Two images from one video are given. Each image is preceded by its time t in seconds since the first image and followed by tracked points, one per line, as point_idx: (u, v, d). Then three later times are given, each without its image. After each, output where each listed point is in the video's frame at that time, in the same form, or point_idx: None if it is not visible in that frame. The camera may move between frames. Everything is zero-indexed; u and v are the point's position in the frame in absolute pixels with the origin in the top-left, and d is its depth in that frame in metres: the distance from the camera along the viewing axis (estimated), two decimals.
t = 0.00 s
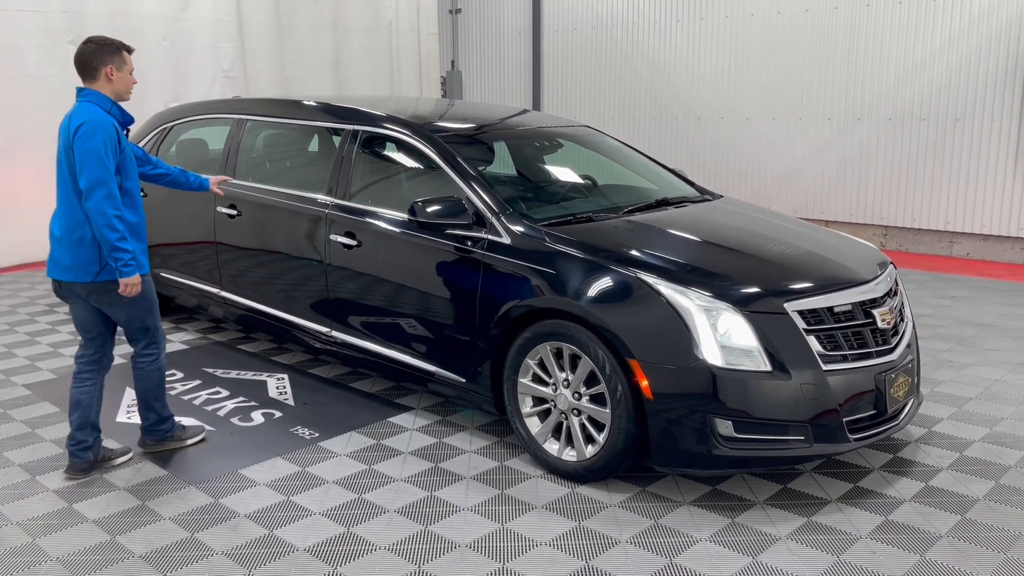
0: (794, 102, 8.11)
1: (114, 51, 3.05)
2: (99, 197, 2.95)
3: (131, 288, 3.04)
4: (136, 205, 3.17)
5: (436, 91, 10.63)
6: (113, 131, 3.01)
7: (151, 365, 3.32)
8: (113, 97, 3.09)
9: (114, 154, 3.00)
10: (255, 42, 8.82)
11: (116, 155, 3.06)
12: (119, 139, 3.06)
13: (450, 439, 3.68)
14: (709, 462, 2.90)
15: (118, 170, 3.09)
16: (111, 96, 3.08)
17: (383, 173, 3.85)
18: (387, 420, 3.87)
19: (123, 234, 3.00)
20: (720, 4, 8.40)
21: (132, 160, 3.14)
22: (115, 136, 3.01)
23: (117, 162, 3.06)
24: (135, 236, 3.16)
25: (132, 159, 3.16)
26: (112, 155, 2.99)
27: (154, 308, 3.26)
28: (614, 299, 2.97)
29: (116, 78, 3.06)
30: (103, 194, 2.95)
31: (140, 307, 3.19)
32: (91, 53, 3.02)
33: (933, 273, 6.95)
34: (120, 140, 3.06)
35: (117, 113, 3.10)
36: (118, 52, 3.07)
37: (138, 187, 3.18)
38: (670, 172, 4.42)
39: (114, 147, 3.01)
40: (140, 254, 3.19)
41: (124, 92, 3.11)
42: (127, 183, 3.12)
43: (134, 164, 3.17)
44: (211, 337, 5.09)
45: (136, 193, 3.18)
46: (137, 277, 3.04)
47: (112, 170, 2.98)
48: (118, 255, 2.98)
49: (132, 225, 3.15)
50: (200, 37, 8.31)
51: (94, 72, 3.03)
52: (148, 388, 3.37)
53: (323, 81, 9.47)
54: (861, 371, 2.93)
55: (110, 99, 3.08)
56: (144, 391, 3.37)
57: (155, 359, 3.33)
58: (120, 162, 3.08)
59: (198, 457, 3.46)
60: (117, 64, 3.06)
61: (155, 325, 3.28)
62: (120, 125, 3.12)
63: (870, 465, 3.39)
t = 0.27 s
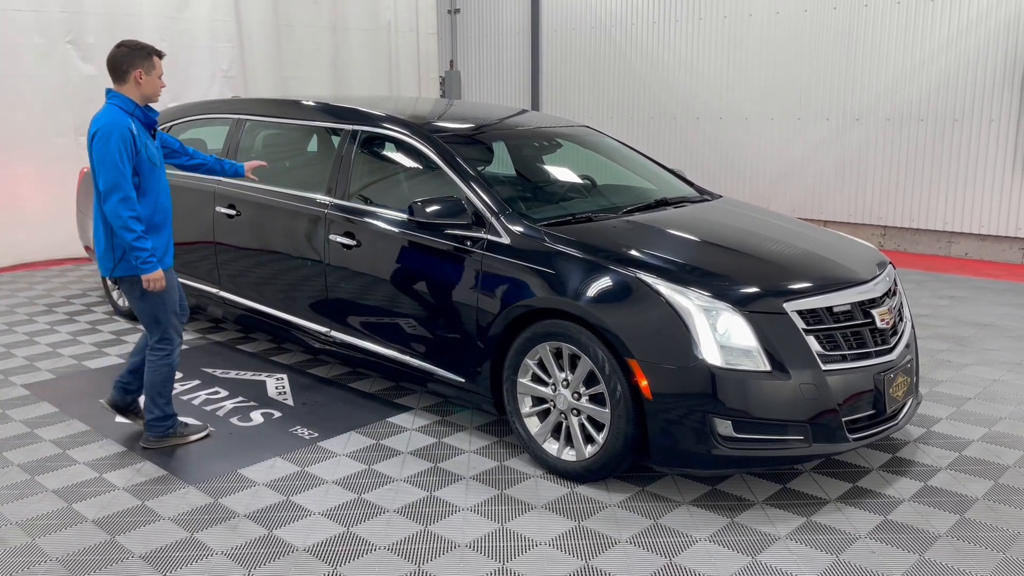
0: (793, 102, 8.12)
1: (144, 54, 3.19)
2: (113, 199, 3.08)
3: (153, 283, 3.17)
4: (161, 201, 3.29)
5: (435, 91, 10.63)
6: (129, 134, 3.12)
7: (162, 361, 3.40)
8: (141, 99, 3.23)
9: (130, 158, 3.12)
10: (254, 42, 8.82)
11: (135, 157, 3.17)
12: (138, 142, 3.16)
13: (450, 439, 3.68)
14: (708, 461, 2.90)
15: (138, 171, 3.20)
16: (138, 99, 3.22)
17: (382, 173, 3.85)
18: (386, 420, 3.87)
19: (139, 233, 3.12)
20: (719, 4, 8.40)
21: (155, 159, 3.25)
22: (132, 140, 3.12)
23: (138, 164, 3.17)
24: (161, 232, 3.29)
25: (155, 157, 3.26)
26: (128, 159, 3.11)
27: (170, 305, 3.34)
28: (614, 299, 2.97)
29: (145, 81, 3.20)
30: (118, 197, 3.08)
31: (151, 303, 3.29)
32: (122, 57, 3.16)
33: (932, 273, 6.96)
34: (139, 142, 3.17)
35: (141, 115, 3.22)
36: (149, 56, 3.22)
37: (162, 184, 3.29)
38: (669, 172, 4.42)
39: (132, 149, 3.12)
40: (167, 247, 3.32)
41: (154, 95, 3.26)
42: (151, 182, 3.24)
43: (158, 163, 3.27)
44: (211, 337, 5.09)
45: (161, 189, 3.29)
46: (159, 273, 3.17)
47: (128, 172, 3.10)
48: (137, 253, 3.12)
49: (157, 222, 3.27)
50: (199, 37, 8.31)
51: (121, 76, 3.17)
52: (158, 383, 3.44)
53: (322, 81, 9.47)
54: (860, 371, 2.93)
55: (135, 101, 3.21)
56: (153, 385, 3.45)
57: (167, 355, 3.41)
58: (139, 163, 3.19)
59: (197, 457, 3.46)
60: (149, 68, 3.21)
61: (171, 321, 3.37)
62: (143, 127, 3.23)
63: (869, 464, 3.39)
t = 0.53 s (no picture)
0: (793, 102, 8.12)
1: (169, 59, 3.31)
2: (106, 189, 3.16)
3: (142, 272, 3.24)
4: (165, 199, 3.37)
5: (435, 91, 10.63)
6: (134, 130, 3.22)
7: (155, 353, 3.43)
8: (164, 102, 3.36)
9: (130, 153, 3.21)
10: (254, 42, 8.82)
11: (138, 153, 3.26)
12: (144, 139, 3.26)
13: (450, 439, 3.68)
14: (708, 462, 2.91)
15: (139, 166, 3.29)
16: (159, 101, 3.35)
17: (382, 173, 3.85)
18: (386, 421, 3.87)
19: (129, 224, 3.18)
20: (718, 5, 8.41)
21: (162, 157, 3.34)
22: (134, 136, 3.22)
23: (141, 160, 3.27)
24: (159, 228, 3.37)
25: (164, 156, 3.35)
26: (128, 154, 3.20)
27: (163, 301, 3.40)
28: (614, 300, 2.97)
29: (167, 85, 3.32)
30: (110, 187, 3.15)
31: (145, 296, 3.38)
32: (149, 61, 3.29)
33: (931, 273, 6.96)
34: (145, 139, 3.27)
35: (157, 115, 3.34)
36: (175, 61, 3.34)
37: (168, 182, 3.37)
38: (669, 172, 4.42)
39: (134, 145, 3.22)
40: (165, 243, 3.41)
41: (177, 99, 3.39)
42: (154, 178, 3.33)
43: (166, 161, 3.36)
44: (210, 338, 5.09)
45: (165, 187, 3.37)
46: (148, 262, 3.21)
47: (127, 166, 3.19)
48: (125, 243, 3.19)
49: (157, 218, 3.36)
50: (199, 38, 8.32)
51: (146, 79, 3.30)
52: (153, 378, 3.46)
53: (322, 81, 9.47)
54: (861, 371, 2.93)
55: (155, 102, 3.34)
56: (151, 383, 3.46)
57: (161, 349, 3.45)
58: (140, 159, 3.27)
59: (197, 458, 3.46)
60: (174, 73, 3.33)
61: (163, 316, 3.42)
62: (156, 127, 3.33)
63: (869, 465, 3.40)
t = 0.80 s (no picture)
0: (793, 102, 8.12)
1: (185, 62, 3.46)
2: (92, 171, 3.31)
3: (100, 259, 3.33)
4: (156, 193, 3.49)
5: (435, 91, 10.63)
6: (134, 123, 3.37)
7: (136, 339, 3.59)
8: (178, 102, 3.49)
9: (124, 142, 3.35)
10: (254, 42, 8.82)
11: (134, 145, 3.40)
12: (143, 132, 3.40)
13: (450, 440, 3.68)
14: (709, 462, 2.90)
15: (134, 157, 3.42)
16: (172, 101, 3.48)
17: (382, 173, 3.84)
18: (387, 421, 3.87)
19: (103, 209, 3.29)
20: (718, 5, 8.41)
21: (160, 153, 3.46)
22: (132, 127, 3.36)
23: (138, 152, 3.41)
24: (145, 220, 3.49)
25: (163, 152, 3.48)
26: (121, 143, 3.34)
27: (141, 288, 3.54)
28: (614, 300, 2.97)
29: (180, 87, 3.46)
30: (94, 171, 3.30)
31: (130, 282, 3.54)
32: (166, 62, 3.45)
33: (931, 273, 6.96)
34: (145, 133, 3.40)
35: (166, 113, 3.48)
36: (192, 65, 3.48)
37: (163, 178, 3.49)
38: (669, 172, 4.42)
39: (130, 137, 3.36)
40: (151, 236, 3.52)
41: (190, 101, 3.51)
42: (148, 172, 3.46)
43: (165, 158, 3.49)
44: (210, 338, 5.09)
45: (159, 182, 3.49)
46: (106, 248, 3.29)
47: (117, 155, 3.34)
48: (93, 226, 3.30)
49: (146, 210, 3.49)
50: (199, 38, 8.32)
51: (162, 78, 3.45)
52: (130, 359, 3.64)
53: (322, 82, 9.47)
54: (861, 372, 2.93)
55: (168, 102, 3.48)
56: (132, 364, 3.64)
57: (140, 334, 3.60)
58: (136, 150, 3.41)
59: (197, 458, 3.46)
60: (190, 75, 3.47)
61: (142, 304, 3.56)
62: (161, 124, 3.47)
63: (870, 465, 3.40)
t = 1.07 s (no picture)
0: (793, 102, 8.12)
1: (165, 63, 3.55)
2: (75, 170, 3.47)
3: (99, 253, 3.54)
4: (137, 191, 3.61)
5: (436, 91, 10.63)
6: (109, 122, 3.50)
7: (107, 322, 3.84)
8: (157, 102, 3.59)
9: (103, 141, 3.49)
10: (254, 42, 8.82)
11: (114, 144, 3.53)
12: (119, 131, 3.53)
13: (450, 439, 3.68)
14: (709, 462, 2.90)
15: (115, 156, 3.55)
16: (153, 101, 3.59)
17: (383, 173, 3.85)
18: (387, 421, 3.87)
19: (89, 205, 3.46)
20: (719, 5, 8.41)
21: (137, 151, 3.57)
22: (109, 127, 3.50)
23: (116, 150, 3.53)
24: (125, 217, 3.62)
25: (141, 151, 3.59)
26: (100, 142, 3.48)
27: (114, 281, 3.68)
28: (615, 300, 2.97)
29: (161, 87, 3.56)
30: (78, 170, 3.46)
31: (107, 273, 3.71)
32: (148, 62, 3.55)
33: (931, 273, 6.96)
34: (121, 131, 3.53)
35: (146, 113, 3.59)
36: (174, 67, 3.57)
37: (140, 176, 3.61)
38: (669, 172, 4.42)
39: (106, 136, 3.49)
40: (134, 233, 3.65)
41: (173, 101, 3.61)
42: (127, 170, 3.58)
43: (143, 156, 3.60)
44: (211, 338, 5.09)
45: (138, 180, 3.60)
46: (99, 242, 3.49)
47: (98, 154, 3.48)
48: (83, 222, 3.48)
49: (126, 208, 3.61)
50: (199, 39, 8.31)
51: (144, 78, 3.56)
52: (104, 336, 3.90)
53: (322, 82, 9.47)
54: (862, 372, 2.93)
55: (149, 102, 3.59)
56: (104, 340, 3.91)
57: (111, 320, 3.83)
58: (116, 149, 3.54)
59: (197, 457, 3.46)
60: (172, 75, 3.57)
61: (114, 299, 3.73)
62: (140, 123, 3.58)
63: (870, 465, 3.40)
